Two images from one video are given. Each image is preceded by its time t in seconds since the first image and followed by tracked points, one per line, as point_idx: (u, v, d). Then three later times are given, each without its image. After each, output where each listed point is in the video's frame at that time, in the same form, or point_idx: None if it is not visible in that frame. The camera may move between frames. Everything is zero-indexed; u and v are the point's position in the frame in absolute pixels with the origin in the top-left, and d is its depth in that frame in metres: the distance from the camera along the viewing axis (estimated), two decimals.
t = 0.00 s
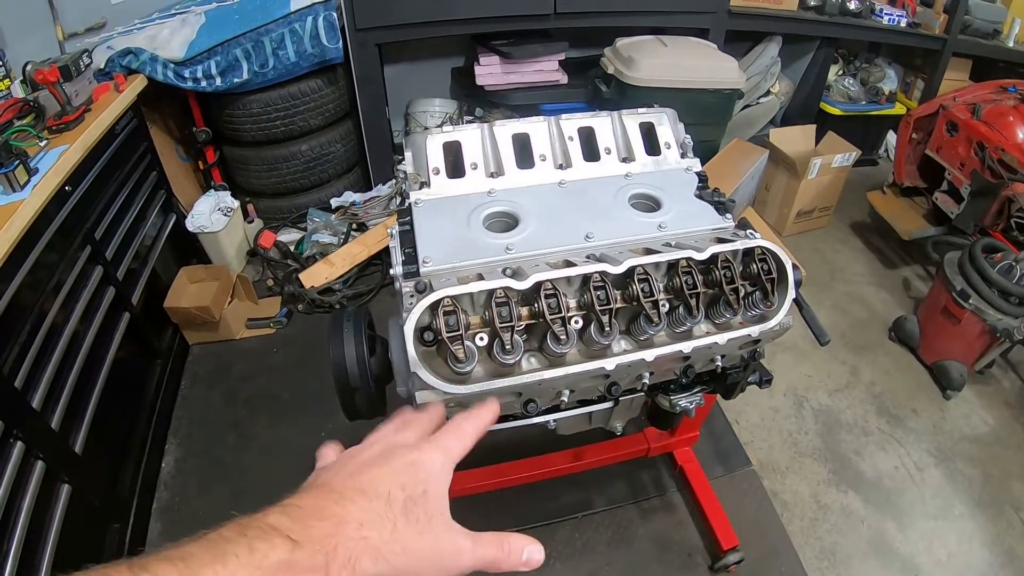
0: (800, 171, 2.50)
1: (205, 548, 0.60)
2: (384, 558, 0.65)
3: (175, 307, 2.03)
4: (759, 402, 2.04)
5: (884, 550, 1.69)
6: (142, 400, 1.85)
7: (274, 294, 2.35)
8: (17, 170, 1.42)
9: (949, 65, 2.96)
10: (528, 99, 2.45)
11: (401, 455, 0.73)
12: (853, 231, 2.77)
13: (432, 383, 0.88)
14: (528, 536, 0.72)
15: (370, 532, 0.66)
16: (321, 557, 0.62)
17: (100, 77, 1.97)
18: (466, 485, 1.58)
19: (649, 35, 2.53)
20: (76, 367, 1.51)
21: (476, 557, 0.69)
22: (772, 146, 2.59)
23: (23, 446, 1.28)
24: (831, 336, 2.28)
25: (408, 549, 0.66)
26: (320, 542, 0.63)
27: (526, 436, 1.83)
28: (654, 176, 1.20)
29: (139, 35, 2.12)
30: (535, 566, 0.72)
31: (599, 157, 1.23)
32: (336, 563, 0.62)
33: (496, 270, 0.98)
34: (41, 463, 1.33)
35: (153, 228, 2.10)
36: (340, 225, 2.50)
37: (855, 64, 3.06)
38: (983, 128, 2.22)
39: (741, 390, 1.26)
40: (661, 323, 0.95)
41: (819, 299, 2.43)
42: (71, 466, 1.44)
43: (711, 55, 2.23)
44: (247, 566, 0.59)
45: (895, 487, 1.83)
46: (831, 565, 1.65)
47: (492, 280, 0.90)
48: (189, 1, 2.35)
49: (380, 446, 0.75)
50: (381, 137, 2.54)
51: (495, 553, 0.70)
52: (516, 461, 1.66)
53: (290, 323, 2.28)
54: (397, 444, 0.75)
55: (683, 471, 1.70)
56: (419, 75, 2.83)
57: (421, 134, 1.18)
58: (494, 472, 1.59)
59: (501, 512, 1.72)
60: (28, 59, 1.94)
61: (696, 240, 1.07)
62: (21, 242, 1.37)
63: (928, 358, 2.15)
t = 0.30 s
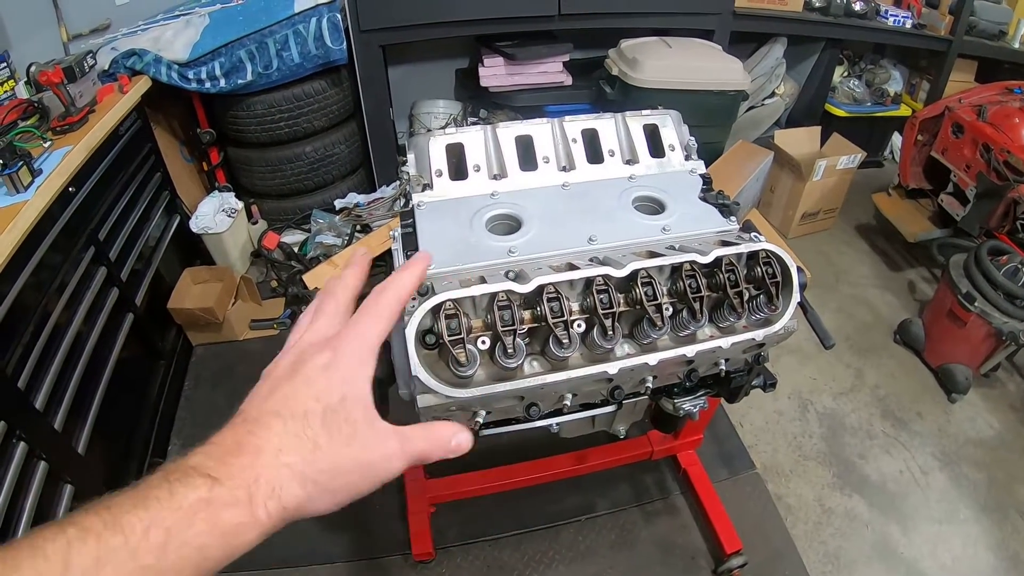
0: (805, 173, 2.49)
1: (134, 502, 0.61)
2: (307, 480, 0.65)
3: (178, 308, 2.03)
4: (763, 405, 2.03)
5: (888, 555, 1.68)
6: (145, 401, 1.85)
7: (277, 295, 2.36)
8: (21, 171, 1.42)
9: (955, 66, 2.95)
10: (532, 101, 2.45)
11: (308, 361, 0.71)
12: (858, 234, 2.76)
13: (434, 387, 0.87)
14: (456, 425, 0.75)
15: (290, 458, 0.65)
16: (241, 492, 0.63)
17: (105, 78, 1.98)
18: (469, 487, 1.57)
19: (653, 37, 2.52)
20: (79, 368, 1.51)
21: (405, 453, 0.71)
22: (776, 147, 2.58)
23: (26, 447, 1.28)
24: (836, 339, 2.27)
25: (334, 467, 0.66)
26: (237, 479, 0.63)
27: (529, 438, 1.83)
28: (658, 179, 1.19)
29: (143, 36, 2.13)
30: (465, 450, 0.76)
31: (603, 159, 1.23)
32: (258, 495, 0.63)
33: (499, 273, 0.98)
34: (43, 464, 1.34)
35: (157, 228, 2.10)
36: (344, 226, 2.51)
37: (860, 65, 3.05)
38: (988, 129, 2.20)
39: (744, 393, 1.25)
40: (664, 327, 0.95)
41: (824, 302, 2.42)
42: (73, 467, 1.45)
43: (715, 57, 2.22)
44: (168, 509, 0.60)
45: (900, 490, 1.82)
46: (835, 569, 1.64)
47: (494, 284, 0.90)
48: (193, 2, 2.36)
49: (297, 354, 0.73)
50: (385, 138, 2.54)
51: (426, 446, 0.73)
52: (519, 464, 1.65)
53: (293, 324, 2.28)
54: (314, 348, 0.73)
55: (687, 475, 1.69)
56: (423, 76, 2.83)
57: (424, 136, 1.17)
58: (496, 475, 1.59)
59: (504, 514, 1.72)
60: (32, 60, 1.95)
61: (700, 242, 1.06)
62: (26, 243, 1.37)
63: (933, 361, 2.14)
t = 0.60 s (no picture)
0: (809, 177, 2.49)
1: (122, 460, 0.70)
2: (283, 430, 0.74)
3: (181, 308, 2.03)
4: (766, 409, 2.02)
5: (890, 560, 1.67)
6: (147, 401, 1.85)
7: (281, 296, 2.36)
8: (25, 171, 1.41)
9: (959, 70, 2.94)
10: (536, 104, 2.45)
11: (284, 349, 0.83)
12: (862, 237, 2.75)
13: (438, 390, 0.87)
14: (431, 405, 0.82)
15: (266, 411, 0.74)
16: (217, 438, 0.72)
17: (109, 78, 1.98)
18: (471, 489, 1.57)
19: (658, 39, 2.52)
20: (81, 368, 1.52)
21: (377, 416, 0.79)
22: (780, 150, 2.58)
23: (28, 446, 1.29)
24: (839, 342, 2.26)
25: (309, 418, 0.75)
26: (214, 428, 0.73)
27: (531, 441, 1.83)
28: (663, 181, 1.19)
29: (148, 37, 2.14)
30: (441, 429, 0.82)
31: (608, 162, 1.23)
32: (233, 440, 0.72)
33: (503, 276, 0.98)
34: (45, 463, 1.34)
35: (161, 229, 2.10)
36: (348, 227, 2.50)
37: (864, 68, 3.04)
38: (992, 134, 2.20)
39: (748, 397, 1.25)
40: (670, 330, 0.94)
41: (828, 305, 2.42)
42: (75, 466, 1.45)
43: (720, 60, 2.22)
44: (151, 460, 0.70)
45: (903, 495, 1.81)
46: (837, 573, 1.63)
47: (498, 287, 0.90)
48: (198, 3, 2.36)
49: (271, 354, 0.84)
50: (389, 139, 2.54)
51: (400, 417, 0.80)
52: (522, 467, 1.65)
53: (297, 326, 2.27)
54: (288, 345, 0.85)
55: (690, 478, 1.69)
56: (427, 78, 2.83)
57: (428, 138, 1.17)
58: (498, 478, 1.58)
59: (507, 516, 1.72)
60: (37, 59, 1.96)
61: (705, 246, 1.06)
62: (29, 242, 1.38)
63: (937, 365, 2.13)
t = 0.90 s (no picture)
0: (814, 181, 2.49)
1: (132, 447, 0.71)
2: (288, 417, 0.74)
3: (186, 308, 2.04)
4: (771, 413, 2.03)
5: (894, 564, 1.67)
6: (152, 401, 1.86)
7: (285, 296, 2.36)
8: (32, 169, 1.42)
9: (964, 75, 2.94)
10: (542, 106, 2.45)
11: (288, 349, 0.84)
12: (866, 241, 2.75)
13: (449, 392, 0.87)
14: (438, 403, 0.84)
15: (269, 400, 0.75)
16: (223, 423, 0.73)
17: (116, 77, 1.99)
18: (477, 491, 1.58)
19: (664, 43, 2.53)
20: (86, 368, 1.52)
21: (385, 408, 0.80)
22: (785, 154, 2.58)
23: (32, 445, 1.29)
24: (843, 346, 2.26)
25: (316, 406, 0.76)
26: (221, 415, 0.74)
27: (536, 443, 1.83)
28: (672, 185, 1.19)
29: (155, 37, 2.15)
30: (449, 426, 0.83)
31: (616, 165, 1.23)
32: (239, 425, 0.73)
33: (514, 278, 0.98)
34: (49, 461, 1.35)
35: (166, 228, 2.11)
36: (353, 228, 2.51)
37: (869, 73, 3.05)
38: (997, 138, 2.20)
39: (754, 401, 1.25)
40: (679, 333, 0.95)
41: (833, 309, 2.42)
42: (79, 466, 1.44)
43: (726, 63, 2.22)
44: (155, 445, 0.70)
45: (907, 499, 1.81)
46: None
47: (510, 289, 0.90)
48: (205, 4, 2.37)
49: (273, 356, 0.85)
50: (394, 140, 2.55)
51: (408, 413, 0.81)
52: (527, 468, 1.65)
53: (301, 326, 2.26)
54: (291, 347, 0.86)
55: (694, 481, 1.69)
56: (433, 80, 2.84)
57: (438, 140, 1.18)
58: (503, 479, 1.59)
59: (511, 518, 1.72)
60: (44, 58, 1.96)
61: (714, 250, 1.06)
62: (35, 241, 1.38)
63: (941, 370, 2.13)
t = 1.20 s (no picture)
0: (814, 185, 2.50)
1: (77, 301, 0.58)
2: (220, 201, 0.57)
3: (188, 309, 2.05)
4: (769, 416, 2.03)
5: (892, 567, 1.68)
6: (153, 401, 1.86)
7: (286, 297, 2.37)
8: (35, 169, 1.43)
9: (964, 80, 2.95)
10: (544, 110, 2.47)
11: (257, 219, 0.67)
12: (865, 245, 2.76)
13: (450, 392, 0.88)
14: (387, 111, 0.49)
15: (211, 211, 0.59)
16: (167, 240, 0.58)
17: (119, 78, 2.01)
18: (477, 492, 1.59)
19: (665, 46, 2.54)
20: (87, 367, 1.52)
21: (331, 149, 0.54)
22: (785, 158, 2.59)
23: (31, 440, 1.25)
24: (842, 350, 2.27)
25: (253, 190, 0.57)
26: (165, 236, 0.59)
27: (535, 445, 1.84)
28: (671, 189, 1.20)
29: (158, 38, 2.16)
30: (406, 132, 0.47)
31: (617, 169, 1.24)
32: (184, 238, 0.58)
33: (514, 280, 0.99)
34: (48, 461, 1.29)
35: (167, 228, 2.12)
36: (354, 231, 2.50)
37: (869, 78, 3.06)
38: (996, 143, 2.20)
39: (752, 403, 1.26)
40: (677, 335, 0.96)
41: (832, 313, 2.43)
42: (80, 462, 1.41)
43: (726, 68, 2.23)
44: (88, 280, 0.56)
45: (905, 503, 1.82)
46: None
47: (511, 292, 0.91)
48: (208, 5, 2.38)
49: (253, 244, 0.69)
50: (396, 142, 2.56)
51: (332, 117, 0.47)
52: (527, 470, 1.65)
53: (302, 327, 2.30)
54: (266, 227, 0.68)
55: (692, 484, 1.70)
56: (435, 82, 2.85)
57: (439, 144, 1.19)
58: (502, 480, 1.59)
59: (510, 520, 1.73)
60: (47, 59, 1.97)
61: (712, 253, 1.07)
62: (37, 241, 1.39)
63: (939, 373, 2.14)
